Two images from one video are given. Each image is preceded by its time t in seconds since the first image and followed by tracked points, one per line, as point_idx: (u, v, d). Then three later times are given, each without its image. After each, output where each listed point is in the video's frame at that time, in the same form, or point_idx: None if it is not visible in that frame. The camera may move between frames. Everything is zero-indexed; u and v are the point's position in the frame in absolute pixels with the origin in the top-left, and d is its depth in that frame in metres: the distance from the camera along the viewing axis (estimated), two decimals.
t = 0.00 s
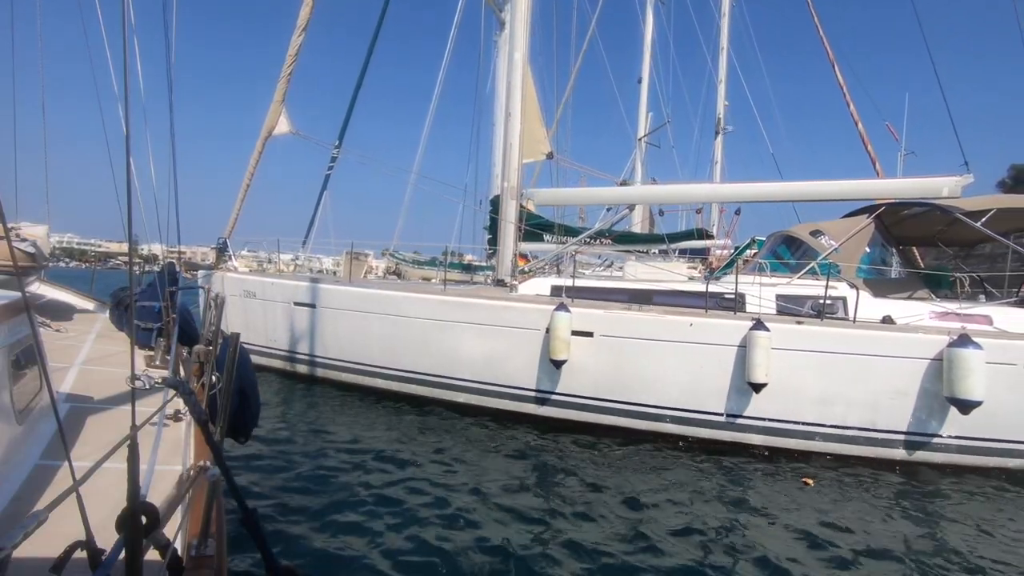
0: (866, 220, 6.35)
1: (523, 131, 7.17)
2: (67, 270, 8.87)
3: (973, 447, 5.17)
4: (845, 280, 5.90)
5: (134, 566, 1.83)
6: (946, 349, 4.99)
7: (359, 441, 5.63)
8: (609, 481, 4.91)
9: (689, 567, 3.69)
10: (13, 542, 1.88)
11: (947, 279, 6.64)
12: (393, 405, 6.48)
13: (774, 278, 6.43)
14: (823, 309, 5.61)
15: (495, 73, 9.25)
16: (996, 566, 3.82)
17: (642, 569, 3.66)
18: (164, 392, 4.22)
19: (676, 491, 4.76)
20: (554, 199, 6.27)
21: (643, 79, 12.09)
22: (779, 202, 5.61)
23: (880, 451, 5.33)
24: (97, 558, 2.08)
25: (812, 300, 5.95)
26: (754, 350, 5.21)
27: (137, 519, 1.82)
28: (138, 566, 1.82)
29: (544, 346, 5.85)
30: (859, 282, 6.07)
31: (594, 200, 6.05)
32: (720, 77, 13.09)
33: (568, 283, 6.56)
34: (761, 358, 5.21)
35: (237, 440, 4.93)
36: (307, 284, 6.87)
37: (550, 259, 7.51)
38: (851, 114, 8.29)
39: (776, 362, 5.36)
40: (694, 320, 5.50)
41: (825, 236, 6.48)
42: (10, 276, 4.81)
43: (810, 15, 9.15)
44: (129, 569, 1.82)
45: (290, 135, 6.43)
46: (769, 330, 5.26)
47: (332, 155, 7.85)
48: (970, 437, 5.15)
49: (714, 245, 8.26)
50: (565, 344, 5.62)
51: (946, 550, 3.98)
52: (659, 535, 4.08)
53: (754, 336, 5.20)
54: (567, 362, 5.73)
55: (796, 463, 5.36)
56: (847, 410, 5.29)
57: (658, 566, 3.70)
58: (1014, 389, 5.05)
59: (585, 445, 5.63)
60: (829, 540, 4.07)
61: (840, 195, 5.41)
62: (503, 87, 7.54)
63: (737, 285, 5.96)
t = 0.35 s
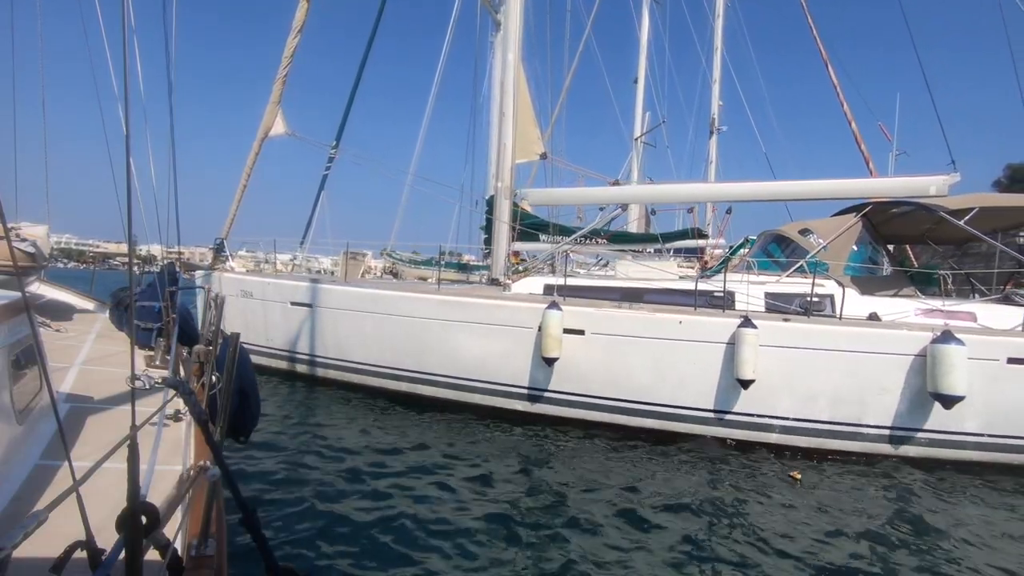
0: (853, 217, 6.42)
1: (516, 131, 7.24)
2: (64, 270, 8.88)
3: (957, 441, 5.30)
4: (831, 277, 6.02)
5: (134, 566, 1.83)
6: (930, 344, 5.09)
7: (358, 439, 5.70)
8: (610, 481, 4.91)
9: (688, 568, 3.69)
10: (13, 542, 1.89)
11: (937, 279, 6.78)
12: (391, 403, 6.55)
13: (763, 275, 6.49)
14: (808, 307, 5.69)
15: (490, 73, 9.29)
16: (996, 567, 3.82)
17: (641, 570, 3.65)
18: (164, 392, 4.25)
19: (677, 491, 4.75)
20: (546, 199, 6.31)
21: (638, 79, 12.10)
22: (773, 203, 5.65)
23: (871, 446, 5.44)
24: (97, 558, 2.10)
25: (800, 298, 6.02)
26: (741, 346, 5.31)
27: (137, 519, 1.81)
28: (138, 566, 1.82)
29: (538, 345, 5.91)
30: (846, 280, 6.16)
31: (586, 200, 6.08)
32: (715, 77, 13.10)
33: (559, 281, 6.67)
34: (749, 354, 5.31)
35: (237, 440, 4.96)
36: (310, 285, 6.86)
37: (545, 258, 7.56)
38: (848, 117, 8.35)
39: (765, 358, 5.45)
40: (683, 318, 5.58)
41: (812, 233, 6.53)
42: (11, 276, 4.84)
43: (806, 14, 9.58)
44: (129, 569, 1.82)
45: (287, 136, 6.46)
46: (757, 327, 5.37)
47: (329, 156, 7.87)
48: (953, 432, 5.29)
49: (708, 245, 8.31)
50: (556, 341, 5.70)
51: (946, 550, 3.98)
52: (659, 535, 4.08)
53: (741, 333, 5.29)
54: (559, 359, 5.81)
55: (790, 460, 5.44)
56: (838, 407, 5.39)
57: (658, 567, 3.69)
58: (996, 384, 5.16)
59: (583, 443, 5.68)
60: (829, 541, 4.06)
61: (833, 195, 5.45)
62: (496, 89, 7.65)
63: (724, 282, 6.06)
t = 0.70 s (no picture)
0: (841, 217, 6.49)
1: (509, 133, 7.30)
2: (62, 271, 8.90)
3: (946, 437, 5.38)
4: (818, 276, 6.08)
5: (134, 566, 1.83)
6: (913, 343, 5.17)
7: (357, 437, 5.75)
8: (608, 480, 4.92)
9: (686, 568, 3.69)
10: (13, 541, 1.92)
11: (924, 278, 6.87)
12: (389, 402, 6.59)
13: (754, 274, 6.52)
14: (795, 305, 5.78)
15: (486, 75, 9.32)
16: (994, 563, 3.83)
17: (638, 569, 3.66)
18: (164, 392, 4.29)
19: (676, 490, 4.75)
20: (539, 200, 6.36)
21: (634, 80, 12.13)
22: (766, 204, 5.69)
23: (864, 443, 5.50)
24: (98, 558, 2.11)
25: (790, 296, 6.11)
26: (730, 345, 5.37)
27: (137, 519, 1.82)
28: (138, 566, 1.83)
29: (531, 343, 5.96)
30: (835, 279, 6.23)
31: (577, 200, 6.12)
32: (710, 78, 13.11)
33: (551, 281, 6.74)
34: (738, 352, 5.37)
35: (237, 440, 4.99)
36: (306, 285, 6.92)
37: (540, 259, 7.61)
38: (840, 113, 8.14)
39: (756, 356, 5.49)
40: (673, 316, 5.64)
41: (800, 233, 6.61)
42: (11, 276, 4.87)
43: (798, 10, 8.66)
44: (128, 570, 1.82)
45: (283, 137, 6.49)
46: (745, 325, 5.44)
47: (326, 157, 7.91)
48: (944, 427, 5.37)
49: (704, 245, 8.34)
50: (548, 340, 5.76)
51: (944, 548, 3.99)
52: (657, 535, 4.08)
53: (731, 331, 5.35)
54: (550, 358, 5.86)
55: (787, 457, 5.48)
56: (832, 405, 5.44)
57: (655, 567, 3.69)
58: (985, 381, 5.24)
59: (581, 441, 5.71)
60: (826, 539, 4.07)
61: (827, 196, 5.48)
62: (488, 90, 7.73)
63: (712, 280, 6.15)
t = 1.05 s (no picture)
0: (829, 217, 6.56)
1: (503, 134, 7.35)
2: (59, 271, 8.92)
3: (939, 434, 5.45)
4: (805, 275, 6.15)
5: (134, 566, 1.82)
6: (896, 342, 5.25)
7: (355, 436, 5.79)
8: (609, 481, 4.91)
9: (685, 568, 3.67)
10: (13, 541, 1.93)
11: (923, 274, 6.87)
12: (387, 401, 6.63)
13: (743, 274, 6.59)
14: (783, 304, 5.85)
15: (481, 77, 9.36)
16: (991, 561, 3.84)
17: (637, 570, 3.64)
18: (164, 392, 4.32)
19: (678, 491, 4.74)
20: (532, 202, 6.40)
21: (631, 82, 12.16)
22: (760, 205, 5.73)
23: (859, 441, 5.55)
24: (97, 558, 2.12)
25: (780, 295, 6.17)
26: (718, 344, 5.43)
27: (137, 519, 1.80)
28: (137, 566, 1.82)
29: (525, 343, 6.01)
30: (822, 279, 6.30)
31: (571, 201, 6.15)
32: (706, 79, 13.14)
33: (545, 280, 6.80)
34: (726, 351, 5.42)
35: (236, 440, 5.02)
36: (309, 287, 6.89)
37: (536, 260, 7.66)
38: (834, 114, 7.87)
39: (742, 355, 5.57)
40: (663, 316, 5.71)
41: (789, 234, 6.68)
42: (11, 276, 4.90)
43: (793, 15, 8.25)
44: (128, 569, 1.81)
45: (280, 138, 6.52)
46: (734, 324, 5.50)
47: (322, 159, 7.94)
48: (936, 424, 5.43)
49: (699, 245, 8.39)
50: (541, 338, 5.81)
51: (942, 547, 3.98)
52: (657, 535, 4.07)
53: (719, 330, 5.42)
54: (543, 357, 5.92)
55: (783, 455, 5.52)
56: (827, 403, 5.49)
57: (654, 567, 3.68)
58: (976, 378, 5.31)
59: (578, 439, 5.75)
60: (822, 537, 4.09)
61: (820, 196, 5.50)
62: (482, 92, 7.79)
63: (702, 280, 6.21)
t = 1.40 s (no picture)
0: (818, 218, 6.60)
1: (498, 135, 7.39)
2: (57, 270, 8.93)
3: (933, 433, 5.48)
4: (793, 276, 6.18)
5: (133, 566, 1.85)
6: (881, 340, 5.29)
7: (352, 435, 5.82)
8: (607, 480, 4.91)
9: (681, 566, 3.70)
10: (13, 541, 1.96)
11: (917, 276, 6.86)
12: (384, 400, 6.66)
13: (733, 274, 6.63)
14: (771, 304, 5.89)
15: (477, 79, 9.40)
16: (986, 560, 3.87)
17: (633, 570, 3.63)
18: (164, 393, 4.35)
19: (677, 491, 4.73)
20: (527, 202, 6.43)
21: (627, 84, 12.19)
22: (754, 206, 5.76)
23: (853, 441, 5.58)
24: (97, 558, 2.15)
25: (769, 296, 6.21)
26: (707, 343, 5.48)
27: (136, 520, 1.83)
28: (137, 566, 1.85)
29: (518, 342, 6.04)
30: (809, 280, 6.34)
31: (565, 202, 6.18)
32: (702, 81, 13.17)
33: (537, 280, 6.84)
34: (716, 350, 5.47)
35: (236, 440, 5.04)
36: (306, 287, 6.93)
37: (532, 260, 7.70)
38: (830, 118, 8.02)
39: (734, 355, 5.60)
40: (653, 315, 5.75)
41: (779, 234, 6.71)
42: (10, 276, 4.93)
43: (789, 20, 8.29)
44: (128, 569, 1.84)
45: (277, 139, 6.54)
46: (723, 324, 5.55)
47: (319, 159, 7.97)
48: (930, 424, 5.47)
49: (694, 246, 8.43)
50: (533, 338, 5.85)
51: (939, 548, 3.98)
52: (654, 536, 4.06)
53: (709, 330, 5.47)
54: (535, 356, 5.96)
55: (779, 454, 5.54)
56: (822, 403, 5.52)
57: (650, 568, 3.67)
58: (969, 378, 5.35)
59: (575, 438, 5.77)
60: (817, 536, 4.11)
61: (815, 198, 5.52)
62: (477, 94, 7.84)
63: (693, 280, 6.25)
